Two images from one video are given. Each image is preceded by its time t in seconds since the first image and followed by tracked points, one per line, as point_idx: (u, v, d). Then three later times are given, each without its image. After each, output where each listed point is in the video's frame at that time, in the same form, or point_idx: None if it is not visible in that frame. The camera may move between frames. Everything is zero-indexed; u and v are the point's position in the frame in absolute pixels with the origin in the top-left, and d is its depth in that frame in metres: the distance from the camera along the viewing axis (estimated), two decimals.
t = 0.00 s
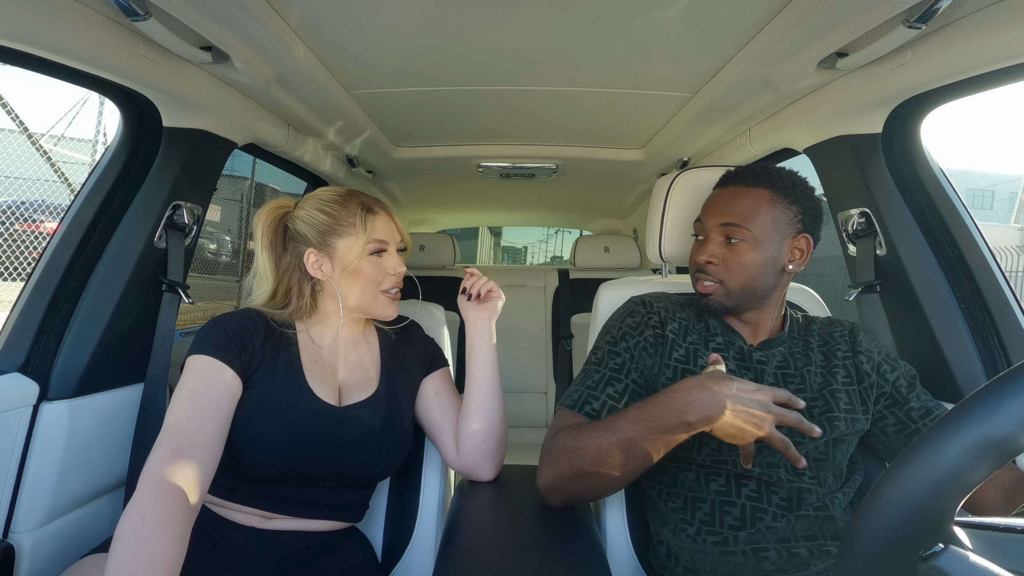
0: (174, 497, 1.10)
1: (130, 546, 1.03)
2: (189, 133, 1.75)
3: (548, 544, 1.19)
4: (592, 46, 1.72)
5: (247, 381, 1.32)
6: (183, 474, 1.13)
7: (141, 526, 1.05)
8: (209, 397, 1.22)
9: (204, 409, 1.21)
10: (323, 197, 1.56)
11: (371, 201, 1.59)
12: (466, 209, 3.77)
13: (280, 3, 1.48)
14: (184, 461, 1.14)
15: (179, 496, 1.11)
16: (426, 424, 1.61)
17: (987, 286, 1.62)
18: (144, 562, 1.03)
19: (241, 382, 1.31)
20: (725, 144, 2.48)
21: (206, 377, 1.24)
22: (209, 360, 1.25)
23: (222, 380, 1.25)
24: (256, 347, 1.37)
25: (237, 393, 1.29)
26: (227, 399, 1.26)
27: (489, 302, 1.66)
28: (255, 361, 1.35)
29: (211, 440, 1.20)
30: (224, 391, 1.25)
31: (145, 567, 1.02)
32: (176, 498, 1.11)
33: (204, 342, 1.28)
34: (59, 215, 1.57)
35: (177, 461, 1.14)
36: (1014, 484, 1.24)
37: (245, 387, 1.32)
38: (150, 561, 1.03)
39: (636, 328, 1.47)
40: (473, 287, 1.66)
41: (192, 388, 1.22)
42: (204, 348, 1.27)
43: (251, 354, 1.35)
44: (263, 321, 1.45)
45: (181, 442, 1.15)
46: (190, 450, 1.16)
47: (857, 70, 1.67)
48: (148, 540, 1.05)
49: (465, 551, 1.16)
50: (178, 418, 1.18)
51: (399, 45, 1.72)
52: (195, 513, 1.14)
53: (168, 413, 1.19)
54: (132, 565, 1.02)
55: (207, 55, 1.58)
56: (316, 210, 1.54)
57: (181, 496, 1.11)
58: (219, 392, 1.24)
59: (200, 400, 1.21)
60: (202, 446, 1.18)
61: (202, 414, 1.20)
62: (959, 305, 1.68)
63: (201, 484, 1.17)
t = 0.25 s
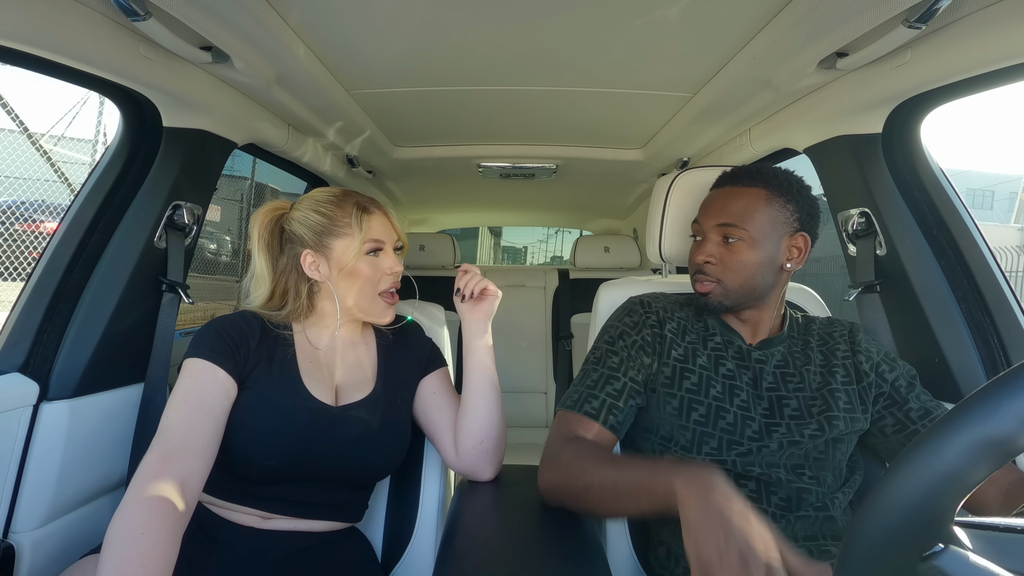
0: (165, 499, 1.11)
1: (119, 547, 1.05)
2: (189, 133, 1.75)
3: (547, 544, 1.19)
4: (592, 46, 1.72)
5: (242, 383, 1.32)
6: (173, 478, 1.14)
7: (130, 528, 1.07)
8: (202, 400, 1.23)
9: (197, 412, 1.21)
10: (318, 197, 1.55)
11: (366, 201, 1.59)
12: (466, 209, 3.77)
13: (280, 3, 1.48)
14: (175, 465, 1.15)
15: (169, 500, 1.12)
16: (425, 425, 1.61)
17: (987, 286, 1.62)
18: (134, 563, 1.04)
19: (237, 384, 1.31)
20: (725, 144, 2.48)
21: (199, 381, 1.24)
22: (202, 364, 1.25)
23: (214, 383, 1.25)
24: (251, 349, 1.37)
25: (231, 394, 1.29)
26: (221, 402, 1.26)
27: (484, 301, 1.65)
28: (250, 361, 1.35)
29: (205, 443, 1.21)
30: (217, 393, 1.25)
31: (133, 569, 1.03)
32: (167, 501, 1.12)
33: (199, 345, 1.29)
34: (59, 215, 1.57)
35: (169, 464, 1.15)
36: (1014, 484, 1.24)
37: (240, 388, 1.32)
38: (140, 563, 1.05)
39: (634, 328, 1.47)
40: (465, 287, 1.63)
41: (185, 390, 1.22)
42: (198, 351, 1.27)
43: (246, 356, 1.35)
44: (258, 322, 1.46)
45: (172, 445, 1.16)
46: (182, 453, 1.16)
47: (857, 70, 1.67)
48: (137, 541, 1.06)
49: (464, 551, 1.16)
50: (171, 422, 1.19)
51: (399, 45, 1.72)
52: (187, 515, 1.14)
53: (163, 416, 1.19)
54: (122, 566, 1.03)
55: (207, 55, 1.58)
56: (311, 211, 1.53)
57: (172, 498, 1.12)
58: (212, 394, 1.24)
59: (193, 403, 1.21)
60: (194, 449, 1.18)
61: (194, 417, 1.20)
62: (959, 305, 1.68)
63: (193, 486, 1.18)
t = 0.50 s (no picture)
0: (163, 498, 1.11)
1: (117, 546, 1.04)
2: (189, 133, 1.75)
3: (547, 544, 1.19)
4: (592, 46, 1.72)
5: (240, 383, 1.33)
6: (172, 477, 1.14)
7: (128, 526, 1.06)
8: (201, 401, 1.23)
9: (196, 412, 1.21)
10: (314, 197, 1.55)
11: (361, 200, 1.58)
12: (466, 209, 3.77)
13: (279, 4, 1.48)
14: (173, 464, 1.15)
15: (167, 499, 1.11)
16: (424, 425, 1.61)
17: (987, 286, 1.62)
18: (131, 562, 1.04)
19: (235, 385, 1.31)
20: (725, 144, 2.48)
21: (198, 381, 1.24)
22: (201, 364, 1.26)
23: (213, 383, 1.25)
24: (248, 349, 1.37)
25: (230, 394, 1.29)
26: (220, 402, 1.26)
27: (478, 301, 1.65)
28: (247, 361, 1.35)
29: (203, 443, 1.21)
30: (216, 394, 1.25)
31: (130, 567, 1.03)
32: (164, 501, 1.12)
33: (198, 345, 1.29)
34: (59, 215, 1.57)
35: (167, 463, 1.15)
36: (1014, 483, 1.24)
37: (238, 389, 1.32)
38: (137, 561, 1.04)
39: (636, 328, 1.47)
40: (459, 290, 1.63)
41: (184, 390, 1.23)
42: (197, 352, 1.27)
43: (243, 355, 1.35)
44: (257, 323, 1.46)
45: (171, 445, 1.16)
46: (180, 453, 1.16)
47: (857, 70, 1.67)
48: (135, 540, 1.06)
49: (464, 551, 1.16)
50: (170, 422, 1.19)
51: (399, 45, 1.72)
52: (185, 515, 1.14)
53: (162, 416, 1.19)
54: (119, 565, 1.03)
55: (207, 55, 1.58)
56: (307, 211, 1.54)
57: (170, 498, 1.12)
58: (211, 394, 1.24)
59: (192, 403, 1.21)
60: (192, 449, 1.18)
61: (193, 417, 1.21)
62: (959, 305, 1.68)
63: (192, 486, 1.17)
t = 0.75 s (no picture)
0: (160, 499, 1.11)
1: (113, 546, 1.04)
2: (189, 133, 1.75)
3: (547, 544, 1.19)
4: (592, 46, 1.72)
5: (239, 383, 1.33)
6: (168, 477, 1.14)
7: (124, 526, 1.06)
8: (198, 402, 1.23)
9: (193, 413, 1.21)
10: (313, 197, 1.55)
11: (360, 200, 1.58)
12: (466, 209, 3.77)
13: (279, 4, 1.48)
14: (170, 465, 1.15)
15: (163, 500, 1.11)
16: (424, 425, 1.61)
17: (987, 286, 1.62)
18: (126, 562, 1.03)
19: (233, 386, 1.31)
20: (725, 144, 2.48)
21: (195, 382, 1.24)
22: (198, 364, 1.25)
23: (210, 384, 1.25)
24: (247, 349, 1.37)
25: (228, 395, 1.29)
26: (217, 403, 1.26)
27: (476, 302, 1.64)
28: (246, 362, 1.35)
29: (200, 444, 1.21)
30: (213, 395, 1.25)
31: (126, 566, 1.02)
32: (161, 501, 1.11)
33: (197, 346, 1.29)
34: (59, 215, 1.57)
35: (164, 464, 1.15)
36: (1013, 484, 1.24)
37: (237, 390, 1.32)
38: (134, 561, 1.04)
39: (635, 328, 1.47)
40: (457, 292, 1.63)
41: (182, 391, 1.23)
42: (197, 352, 1.27)
43: (241, 355, 1.35)
44: (256, 323, 1.46)
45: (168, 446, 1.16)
46: (177, 453, 1.16)
47: (857, 70, 1.67)
48: (131, 539, 1.05)
49: (464, 552, 1.16)
50: (167, 423, 1.19)
51: (399, 45, 1.72)
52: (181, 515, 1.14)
53: (160, 417, 1.20)
54: (114, 565, 1.02)
55: (207, 55, 1.58)
56: (306, 211, 1.54)
57: (166, 498, 1.12)
58: (208, 395, 1.24)
59: (189, 403, 1.21)
60: (188, 450, 1.18)
61: (190, 419, 1.21)
62: (959, 305, 1.68)
63: (187, 488, 1.17)
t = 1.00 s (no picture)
0: (161, 499, 1.11)
1: (114, 546, 1.04)
2: (189, 133, 1.75)
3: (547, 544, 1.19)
4: (592, 46, 1.72)
5: (239, 383, 1.33)
6: (169, 478, 1.14)
7: (125, 527, 1.06)
8: (198, 402, 1.23)
9: (193, 413, 1.21)
10: (312, 197, 1.55)
11: (359, 200, 1.58)
12: (466, 209, 3.77)
13: (279, 4, 1.48)
14: (170, 465, 1.15)
15: (163, 500, 1.11)
16: (424, 425, 1.61)
17: (987, 286, 1.62)
18: (126, 562, 1.03)
19: (232, 386, 1.31)
20: (725, 144, 2.48)
21: (194, 382, 1.24)
22: (199, 365, 1.26)
23: (210, 384, 1.25)
24: (246, 348, 1.37)
25: (227, 396, 1.29)
26: (217, 404, 1.26)
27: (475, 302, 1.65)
28: (246, 361, 1.35)
29: (200, 445, 1.21)
30: (213, 395, 1.25)
31: (127, 566, 1.02)
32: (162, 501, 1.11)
33: (196, 346, 1.29)
34: (59, 215, 1.57)
35: (164, 464, 1.15)
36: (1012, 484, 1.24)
37: (236, 390, 1.32)
38: (135, 561, 1.03)
39: (632, 326, 1.49)
40: (458, 290, 1.64)
41: (182, 392, 1.23)
42: (196, 352, 1.27)
43: (241, 355, 1.35)
44: (255, 323, 1.46)
45: (168, 446, 1.16)
46: (176, 453, 1.16)
47: (857, 70, 1.67)
48: (132, 540, 1.05)
49: (464, 552, 1.16)
50: (166, 423, 1.19)
51: (399, 45, 1.72)
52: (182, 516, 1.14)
53: (160, 417, 1.20)
54: (116, 565, 1.02)
55: (207, 55, 1.58)
56: (305, 212, 1.54)
57: (167, 498, 1.12)
58: (207, 396, 1.24)
59: (189, 404, 1.21)
60: (188, 450, 1.18)
61: (190, 419, 1.21)
62: (959, 305, 1.67)
63: (187, 488, 1.17)
